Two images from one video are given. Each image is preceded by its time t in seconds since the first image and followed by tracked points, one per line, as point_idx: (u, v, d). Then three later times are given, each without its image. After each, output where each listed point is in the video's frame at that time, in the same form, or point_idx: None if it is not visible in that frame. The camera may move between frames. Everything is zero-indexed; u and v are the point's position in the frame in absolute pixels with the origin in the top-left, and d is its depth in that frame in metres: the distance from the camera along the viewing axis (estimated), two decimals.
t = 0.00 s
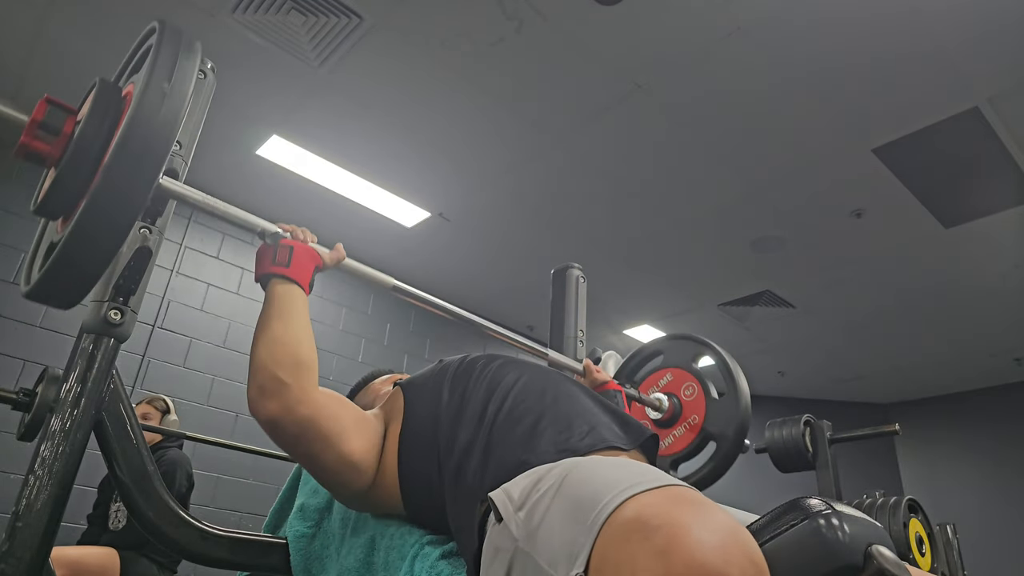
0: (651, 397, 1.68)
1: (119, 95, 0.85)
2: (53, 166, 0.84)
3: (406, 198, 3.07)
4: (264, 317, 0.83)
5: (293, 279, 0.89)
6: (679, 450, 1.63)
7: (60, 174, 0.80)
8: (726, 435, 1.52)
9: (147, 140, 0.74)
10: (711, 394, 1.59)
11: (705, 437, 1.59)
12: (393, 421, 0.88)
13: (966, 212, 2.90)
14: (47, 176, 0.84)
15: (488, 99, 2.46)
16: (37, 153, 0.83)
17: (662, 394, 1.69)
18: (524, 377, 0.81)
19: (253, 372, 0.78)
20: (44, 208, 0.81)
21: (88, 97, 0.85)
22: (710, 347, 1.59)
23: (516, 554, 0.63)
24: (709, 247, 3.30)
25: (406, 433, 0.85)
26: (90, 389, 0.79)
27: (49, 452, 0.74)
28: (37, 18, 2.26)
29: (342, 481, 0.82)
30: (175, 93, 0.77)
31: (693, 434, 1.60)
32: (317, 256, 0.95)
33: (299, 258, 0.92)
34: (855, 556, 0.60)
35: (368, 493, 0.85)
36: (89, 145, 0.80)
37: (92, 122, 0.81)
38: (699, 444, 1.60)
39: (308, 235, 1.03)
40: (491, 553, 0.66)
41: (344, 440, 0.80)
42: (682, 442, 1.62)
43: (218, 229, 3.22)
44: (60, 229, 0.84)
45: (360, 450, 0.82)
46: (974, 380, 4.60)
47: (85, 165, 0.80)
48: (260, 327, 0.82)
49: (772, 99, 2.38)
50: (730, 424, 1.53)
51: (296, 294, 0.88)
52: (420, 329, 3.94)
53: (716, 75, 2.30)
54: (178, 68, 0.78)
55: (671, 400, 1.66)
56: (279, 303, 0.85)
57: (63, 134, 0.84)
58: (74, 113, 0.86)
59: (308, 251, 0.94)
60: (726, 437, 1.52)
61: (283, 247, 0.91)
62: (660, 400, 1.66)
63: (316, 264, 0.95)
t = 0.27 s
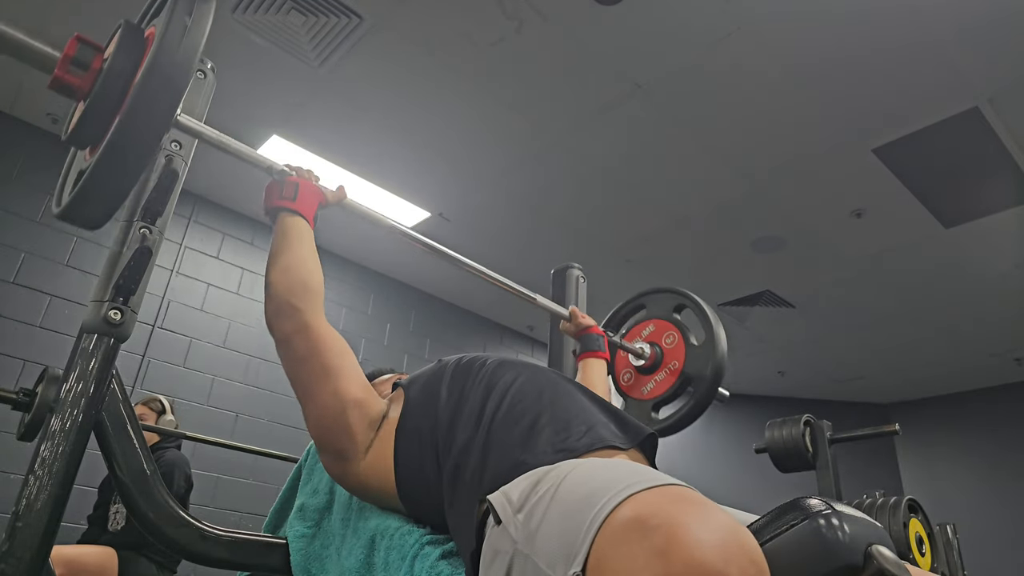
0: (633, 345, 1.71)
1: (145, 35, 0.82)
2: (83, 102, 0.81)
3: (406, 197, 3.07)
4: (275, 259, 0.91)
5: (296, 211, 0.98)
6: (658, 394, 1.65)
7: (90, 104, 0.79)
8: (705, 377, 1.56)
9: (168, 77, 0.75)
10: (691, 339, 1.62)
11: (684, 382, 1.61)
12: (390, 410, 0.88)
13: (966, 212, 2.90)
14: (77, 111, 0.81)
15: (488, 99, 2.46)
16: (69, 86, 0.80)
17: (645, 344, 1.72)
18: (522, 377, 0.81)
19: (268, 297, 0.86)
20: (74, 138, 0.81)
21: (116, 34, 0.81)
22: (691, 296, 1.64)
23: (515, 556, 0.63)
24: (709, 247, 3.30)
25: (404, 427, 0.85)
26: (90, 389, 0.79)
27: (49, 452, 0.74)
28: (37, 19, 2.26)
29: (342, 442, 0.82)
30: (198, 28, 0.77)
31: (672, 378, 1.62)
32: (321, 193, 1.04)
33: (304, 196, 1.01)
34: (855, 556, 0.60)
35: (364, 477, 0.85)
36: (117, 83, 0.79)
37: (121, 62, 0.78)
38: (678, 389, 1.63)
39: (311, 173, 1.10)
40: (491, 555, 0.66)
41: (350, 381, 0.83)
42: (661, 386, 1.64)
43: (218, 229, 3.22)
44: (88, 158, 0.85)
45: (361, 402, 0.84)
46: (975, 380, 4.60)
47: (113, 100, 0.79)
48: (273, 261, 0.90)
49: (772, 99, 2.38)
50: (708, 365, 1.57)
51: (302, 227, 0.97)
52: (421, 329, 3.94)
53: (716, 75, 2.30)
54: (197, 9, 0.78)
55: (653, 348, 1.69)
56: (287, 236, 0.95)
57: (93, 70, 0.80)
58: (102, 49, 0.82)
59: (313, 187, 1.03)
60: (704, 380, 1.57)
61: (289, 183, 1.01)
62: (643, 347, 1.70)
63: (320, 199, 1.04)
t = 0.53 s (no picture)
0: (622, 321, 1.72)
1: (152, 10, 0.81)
2: (93, 74, 0.82)
3: (406, 198, 3.07)
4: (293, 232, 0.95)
5: (302, 191, 1.00)
6: (646, 367, 1.66)
7: (100, 76, 0.79)
8: (691, 351, 1.58)
9: (173, 47, 0.75)
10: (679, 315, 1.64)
11: (672, 356, 1.63)
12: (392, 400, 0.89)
13: (966, 212, 2.90)
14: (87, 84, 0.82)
15: (488, 99, 2.46)
16: (80, 59, 0.81)
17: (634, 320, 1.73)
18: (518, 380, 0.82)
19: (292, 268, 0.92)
20: (83, 110, 0.82)
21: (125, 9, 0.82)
22: (679, 273, 1.65)
23: (511, 559, 0.63)
24: (709, 248, 3.30)
25: (404, 422, 0.85)
26: (90, 389, 0.79)
27: (50, 452, 0.74)
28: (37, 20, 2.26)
29: (345, 415, 0.85)
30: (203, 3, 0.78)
31: (660, 352, 1.63)
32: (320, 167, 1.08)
33: (305, 172, 1.03)
34: (856, 556, 0.60)
35: (364, 464, 0.85)
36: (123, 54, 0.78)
37: (127, 32, 0.78)
38: (666, 363, 1.64)
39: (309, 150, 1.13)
40: (486, 557, 0.66)
41: (363, 360, 0.88)
42: (649, 360, 1.65)
43: (218, 229, 3.22)
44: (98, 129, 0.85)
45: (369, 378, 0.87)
46: (975, 380, 4.60)
47: (120, 71, 0.79)
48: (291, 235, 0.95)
49: (772, 99, 2.38)
50: (695, 338, 1.59)
51: (309, 207, 0.99)
52: (421, 329, 3.94)
53: (716, 75, 2.30)
54: None
55: (642, 324, 1.70)
56: (297, 214, 0.97)
57: (104, 43, 0.81)
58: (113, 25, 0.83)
59: (312, 162, 1.05)
60: (690, 354, 1.58)
61: (290, 163, 1.02)
62: (632, 323, 1.70)
63: (319, 174, 1.07)
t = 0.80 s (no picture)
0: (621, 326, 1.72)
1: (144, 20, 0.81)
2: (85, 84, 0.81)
3: (406, 198, 3.07)
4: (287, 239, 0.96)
5: (293, 196, 1.02)
6: (645, 372, 1.67)
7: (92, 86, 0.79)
8: (689, 356, 1.58)
9: (165, 58, 0.76)
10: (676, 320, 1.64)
11: (670, 361, 1.63)
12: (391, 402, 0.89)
13: (966, 212, 2.90)
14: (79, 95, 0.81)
15: (488, 99, 2.46)
16: (71, 70, 0.81)
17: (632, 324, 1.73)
18: (529, 381, 0.81)
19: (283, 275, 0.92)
20: (77, 121, 0.81)
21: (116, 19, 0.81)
22: (677, 277, 1.65)
23: (521, 549, 0.63)
24: (709, 248, 3.30)
25: (408, 422, 0.85)
26: (91, 389, 0.79)
27: (50, 452, 0.74)
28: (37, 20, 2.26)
29: (342, 419, 0.85)
30: (194, 12, 0.78)
31: (658, 357, 1.64)
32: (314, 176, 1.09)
33: (299, 179, 1.05)
34: (855, 556, 0.60)
35: (364, 464, 0.85)
36: (115, 64, 0.78)
37: (119, 43, 0.78)
38: (664, 367, 1.65)
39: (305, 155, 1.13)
40: (497, 550, 0.67)
41: (359, 363, 0.87)
42: (648, 365, 1.66)
43: (218, 229, 3.21)
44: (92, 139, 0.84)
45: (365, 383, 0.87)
46: (974, 380, 4.61)
47: (112, 81, 0.79)
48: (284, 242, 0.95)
49: (772, 99, 2.38)
50: (693, 344, 1.59)
51: (300, 210, 1.01)
52: (421, 329, 3.94)
53: (716, 75, 2.30)
54: None
55: (640, 329, 1.71)
56: (289, 218, 0.98)
57: (96, 54, 0.81)
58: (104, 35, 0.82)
59: (305, 170, 1.07)
60: (688, 360, 1.59)
61: (283, 169, 1.05)
62: (630, 328, 1.71)
63: (313, 182, 1.08)
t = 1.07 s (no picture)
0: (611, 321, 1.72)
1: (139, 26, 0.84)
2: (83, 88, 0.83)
3: (406, 198, 3.08)
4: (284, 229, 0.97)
5: (287, 191, 1.03)
6: (634, 367, 1.67)
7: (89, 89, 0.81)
8: (676, 351, 1.58)
9: (158, 62, 0.77)
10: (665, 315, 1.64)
11: (659, 357, 1.63)
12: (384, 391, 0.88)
13: (965, 212, 2.90)
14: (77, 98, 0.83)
15: (488, 99, 2.46)
16: (70, 74, 0.83)
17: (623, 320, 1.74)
18: (524, 400, 0.80)
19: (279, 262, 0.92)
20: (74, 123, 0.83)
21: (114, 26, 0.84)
22: (667, 273, 1.65)
23: (515, 556, 0.63)
24: (708, 248, 3.31)
25: (400, 428, 0.84)
26: (91, 389, 0.79)
27: (50, 451, 0.74)
28: (38, 20, 2.26)
29: (334, 407, 0.85)
30: (187, 17, 0.80)
31: (647, 353, 1.64)
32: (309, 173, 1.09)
33: (292, 175, 1.05)
34: (855, 556, 0.61)
35: (355, 452, 0.85)
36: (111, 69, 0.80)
37: (115, 48, 0.80)
38: (653, 363, 1.65)
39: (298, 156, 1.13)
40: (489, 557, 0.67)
41: (351, 352, 0.87)
42: (637, 360, 1.66)
43: (218, 229, 3.21)
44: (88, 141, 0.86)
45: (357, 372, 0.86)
46: (974, 380, 4.61)
47: (107, 84, 0.81)
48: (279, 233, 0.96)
49: (772, 99, 2.38)
50: (681, 339, 1.59)
51: (296, 206, 1.02)
52: (421, 329, 3.94)
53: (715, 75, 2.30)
54: None
55: (630, 324, 1.71)
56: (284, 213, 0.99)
57: (92, 58, 0.83)
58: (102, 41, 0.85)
59: (302, 168, 1.07)
60: (676, 356, 1.58)
61: (277, 166, 1.04)
62: (620, 323, 1.71)
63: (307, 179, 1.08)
